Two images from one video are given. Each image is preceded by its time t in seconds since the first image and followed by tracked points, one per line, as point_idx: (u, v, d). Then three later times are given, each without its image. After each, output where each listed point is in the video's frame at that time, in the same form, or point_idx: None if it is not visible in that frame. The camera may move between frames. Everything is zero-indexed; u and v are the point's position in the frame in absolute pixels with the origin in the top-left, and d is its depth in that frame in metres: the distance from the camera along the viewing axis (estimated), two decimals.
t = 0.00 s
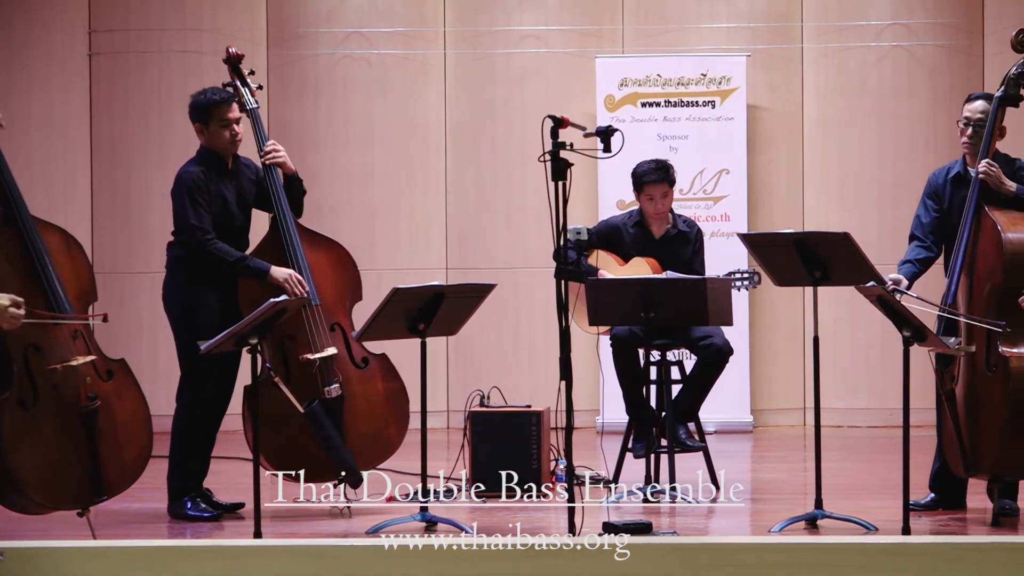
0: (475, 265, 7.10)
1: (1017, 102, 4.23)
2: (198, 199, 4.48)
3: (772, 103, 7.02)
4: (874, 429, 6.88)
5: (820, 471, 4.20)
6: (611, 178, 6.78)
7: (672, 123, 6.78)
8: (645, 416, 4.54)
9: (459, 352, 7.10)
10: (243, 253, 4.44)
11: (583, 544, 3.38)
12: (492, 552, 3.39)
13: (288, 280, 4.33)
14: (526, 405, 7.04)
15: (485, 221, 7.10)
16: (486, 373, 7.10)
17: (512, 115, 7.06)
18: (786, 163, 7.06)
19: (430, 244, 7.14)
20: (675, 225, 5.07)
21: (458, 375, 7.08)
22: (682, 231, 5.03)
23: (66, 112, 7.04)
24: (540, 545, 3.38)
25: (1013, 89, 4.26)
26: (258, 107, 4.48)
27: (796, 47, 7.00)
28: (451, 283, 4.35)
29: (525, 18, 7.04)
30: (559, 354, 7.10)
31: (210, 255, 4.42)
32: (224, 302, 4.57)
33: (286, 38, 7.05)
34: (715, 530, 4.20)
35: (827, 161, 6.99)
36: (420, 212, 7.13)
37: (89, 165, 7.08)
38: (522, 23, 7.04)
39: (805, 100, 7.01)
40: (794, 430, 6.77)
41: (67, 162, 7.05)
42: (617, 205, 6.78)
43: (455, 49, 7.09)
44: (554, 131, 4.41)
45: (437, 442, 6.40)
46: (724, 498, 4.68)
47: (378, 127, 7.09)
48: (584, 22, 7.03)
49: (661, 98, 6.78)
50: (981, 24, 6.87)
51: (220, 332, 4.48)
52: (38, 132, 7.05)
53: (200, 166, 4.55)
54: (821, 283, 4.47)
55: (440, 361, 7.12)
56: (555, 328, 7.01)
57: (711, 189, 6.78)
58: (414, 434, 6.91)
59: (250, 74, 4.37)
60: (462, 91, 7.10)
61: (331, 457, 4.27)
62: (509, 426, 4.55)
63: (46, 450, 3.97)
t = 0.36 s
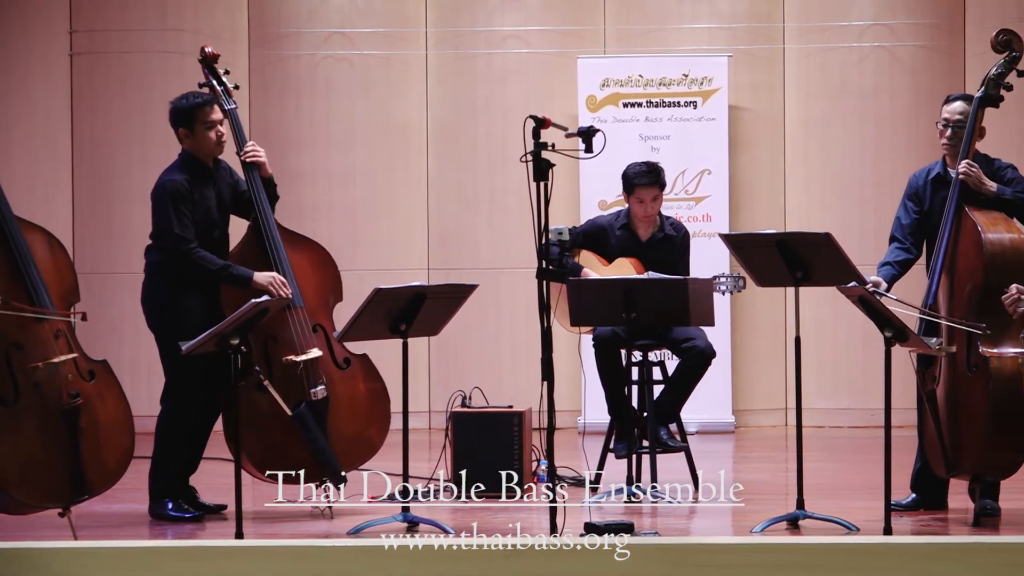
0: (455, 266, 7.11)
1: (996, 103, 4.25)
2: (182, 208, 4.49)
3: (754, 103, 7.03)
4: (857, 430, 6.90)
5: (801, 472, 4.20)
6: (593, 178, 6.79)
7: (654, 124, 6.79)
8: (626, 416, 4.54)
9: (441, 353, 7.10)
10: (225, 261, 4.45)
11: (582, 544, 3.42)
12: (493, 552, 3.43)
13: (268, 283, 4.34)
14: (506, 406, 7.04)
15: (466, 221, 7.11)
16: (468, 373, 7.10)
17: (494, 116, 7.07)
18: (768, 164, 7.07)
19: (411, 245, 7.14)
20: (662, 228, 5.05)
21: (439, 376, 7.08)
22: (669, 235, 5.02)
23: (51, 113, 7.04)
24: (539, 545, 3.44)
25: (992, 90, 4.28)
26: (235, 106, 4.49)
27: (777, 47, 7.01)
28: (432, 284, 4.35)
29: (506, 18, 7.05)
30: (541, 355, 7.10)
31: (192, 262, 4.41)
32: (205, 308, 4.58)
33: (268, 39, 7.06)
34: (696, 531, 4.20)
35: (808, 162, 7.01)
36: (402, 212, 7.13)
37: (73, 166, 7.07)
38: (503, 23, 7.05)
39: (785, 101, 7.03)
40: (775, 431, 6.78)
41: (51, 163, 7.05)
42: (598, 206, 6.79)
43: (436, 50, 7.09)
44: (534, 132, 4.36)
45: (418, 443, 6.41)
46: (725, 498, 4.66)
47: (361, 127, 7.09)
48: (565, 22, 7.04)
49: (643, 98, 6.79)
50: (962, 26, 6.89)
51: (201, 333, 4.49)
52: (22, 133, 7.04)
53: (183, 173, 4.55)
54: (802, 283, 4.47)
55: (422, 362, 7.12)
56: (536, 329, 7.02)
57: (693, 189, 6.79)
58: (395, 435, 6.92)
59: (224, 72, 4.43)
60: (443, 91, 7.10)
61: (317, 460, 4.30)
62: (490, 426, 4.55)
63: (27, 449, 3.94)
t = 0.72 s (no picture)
0: (438, 266, 7.11)
1: (978, 103, 4.26)
2: (165, 209, 4.48)
3: (736, 104, 7.04)
4: (841, 430, 6.91)
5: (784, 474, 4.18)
6: (575, 179, 6.80)
7: (636, 124, 6.80)
8: (609, 416, 4.54)
9: (423, 354, 7.11)
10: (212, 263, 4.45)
11: (582, 545, 3.42)
12: (493, 553, 3.41)
13: (261, 287, 4.34)
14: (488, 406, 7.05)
15: (449, 222, 7.11)
16: (450, 374, 7.10)
17: (476, 116, 7.08)
18: (750, 165, 7.08)
19: (394, 246, 7.15)
20: (650, 231, 5.03)
21: (421, 377, 7.08)
22: (657, 238, 4.99)
23: (36, 113, 7.03)
24: (540, 546, 3.41)
25: (972, 90, 4.29)
26: (217, 107, 4.53)
27: (759, 48, 7.03)
28: (415, 285, 4.34)
29: (488, 19, 7.06)
30: (523, 356, 7.12)
31: (181, 265, 4.40)
32: (190, 307, 4.57)
33: (250, 39, 7.06)
34: (679, 531, 4.19)
35: (790, 162, 7.02)
36: (384, 213, 7.13)
37: (59, 166, 7.06)
38: (486, 24, 7.06)
39: (768, 102, 7.04)
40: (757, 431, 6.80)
41: (36, 163, 7.04)
42: (581, 207, 6.80)
43: (419, 50, 7.09)
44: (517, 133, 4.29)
45: (400, 443, 6.43)
46: (724, 498, 4.69)
47: (345, 127, 7.09)
48: (547, 23, 7.05)
49: (626, 98, 6.79)
50: (944, 27, 6.92)
51: (184, 334, 4.47)
52: (7, 133, 7.04)
53: (163, 173, 4.54)
54: (785, 283, 4.44)
55: (404, 363, 7.12)
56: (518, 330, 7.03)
57: (675, 190, 6.81)
58: (377, 436, 6.92)
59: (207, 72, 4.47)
60: (425, 91, 7.10)
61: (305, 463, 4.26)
62: (472, 427, 4.55)
63: (7, 446, 3.91)
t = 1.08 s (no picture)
0: (420, 266, 7.12)
1: (960, 104, 4.24)
2: (146, 206, 4.48)
3: (718, 104, 7.06)
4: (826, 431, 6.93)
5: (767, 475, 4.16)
6: (558, 179, 6.80)
7: (619, 125, 6.81)
8: (591, 417, 4.53)
9: (406, 355, 7.11)
10: (194, 256, 4.42)
11: (582, 545, 3.48)
12: (493, 553, 3.45)
13: (242, 284, 4.31)
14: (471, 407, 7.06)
15: (431, 222, 7.12)
16: (433, 375, 7.11)
17: (459, 117, 7.09)
18: (734, 165, 7.09)
19: (376, 246, 7.15)
20: (633, 232, 5.04)
21: (404, 377, 7.09)
22: (639, 239, 5.01)
23: (21, 114, 7.02)
24: (542, 546, 3.46)
25: (955, 91, 4.28)
26: (202, 105, 4.47)
27: (741, 49, 7.04)
28: (398, 286, 4.32)
29: (471, 20, 7.07)
30: (505, 357, 7.13)
31: (162, 260, 4.39)
32: (172, 304, 4.57)
33: (232, 40, 7.06)
34: (661, 532, 4.18)
35: (774, 163, 7.04)
36: (366, 213, 7.13)
37: (44, 167, 7.05)
38: (468, 25, 7.07)
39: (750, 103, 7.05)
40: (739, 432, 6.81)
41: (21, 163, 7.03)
42: (564, 207, 6.81)
43: (401, 51, 7.10)
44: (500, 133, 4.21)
45: (383, 444, 6.45)
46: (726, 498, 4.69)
47: (329, 128, 7.10)
48: (530, 24, 7.06)
49: (609, 99, 6.80)
50: (926, 28, 6.94)
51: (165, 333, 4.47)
52: None
53: (144, 170, 4.54)
54: (768, 285, 4.41)
55: (386, 364, 7.12)
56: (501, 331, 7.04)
57: (658, 191, 6.82)
58: (360, 437, 6.92)
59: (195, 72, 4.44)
60: (407, 91, 7.10)
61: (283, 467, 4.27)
62: (455, 428, 4.54)
63: None
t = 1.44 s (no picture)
0: (402, 266, 7.12)
1: (944, 105, 4.24)
2: (129, 210, 4.48)
3: (699, 105, 7.07)
4: (811, 431, 6.93)
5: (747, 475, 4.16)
6: (540, 180, 6.80)
7: (601, 126, 6.82)
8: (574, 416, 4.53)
9: (388, 356, 7.11)
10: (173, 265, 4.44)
11: (581, 546, 3.46)
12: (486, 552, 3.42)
13: (219, 286, 4.35)
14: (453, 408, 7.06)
15: (413, 223, 7.12)
16: (415, 375, 7.11)
17: (440, 118, 7.09)
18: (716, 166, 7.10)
19: (358, 246, 7.15)
20: (614, 230, 5.03)
21: (386, 378, 7.09)
22: (620, 237, 5.00)
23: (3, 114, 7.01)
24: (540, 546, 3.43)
25: (938, 93, 4.27)
26: (183, 107, 4.48)
27: (723, 50, 7.05)
28: (380, 287, 4.31)
29: (453, 21, 7.07)
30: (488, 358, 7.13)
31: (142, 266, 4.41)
32: (155, 310, 4.57)
33: (214, 40, 7.06)
34: (643, 533, 4.18)
35: (756, 164, 7.05)
36: (347, 214, 7.14)
37: (27, 167, 7.04)
38: (450, 25, 7.07)
39: (731, 105, 7.06)
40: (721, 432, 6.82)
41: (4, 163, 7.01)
42: (545, 208, 6.81)
43: (383, 52, 7.10)
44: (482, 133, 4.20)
45: (365, 445, 6.46)
46: (726, 497, 4.73)
47: (312, 128, 7.10)
48: (511, 25, 7.07)
49: (590, 100, 6.80)
50: (908, 29, 6.95)
51: (147, 336, 4.46)
52: None
53: (128, 175, 4.54)
54: (750, 286, 4.39)
55: (368, 364, 7.13)
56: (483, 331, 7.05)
57: (639, 191, 6.81)
58: (342, 437, 6.92)
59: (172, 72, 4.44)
60: (389, 91, 7.11)
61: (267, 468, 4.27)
62: (437, 429, 4.56)
63: None
